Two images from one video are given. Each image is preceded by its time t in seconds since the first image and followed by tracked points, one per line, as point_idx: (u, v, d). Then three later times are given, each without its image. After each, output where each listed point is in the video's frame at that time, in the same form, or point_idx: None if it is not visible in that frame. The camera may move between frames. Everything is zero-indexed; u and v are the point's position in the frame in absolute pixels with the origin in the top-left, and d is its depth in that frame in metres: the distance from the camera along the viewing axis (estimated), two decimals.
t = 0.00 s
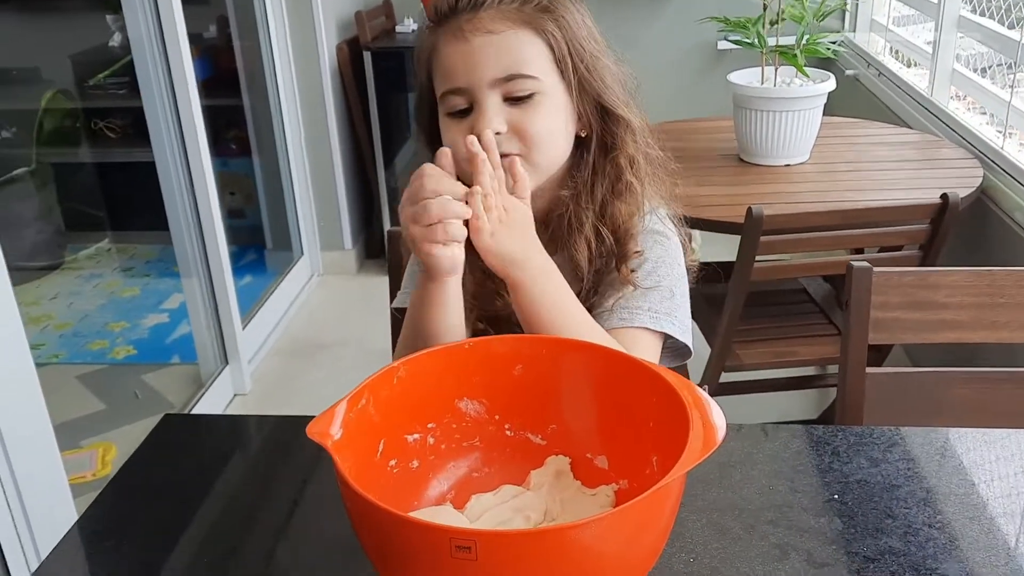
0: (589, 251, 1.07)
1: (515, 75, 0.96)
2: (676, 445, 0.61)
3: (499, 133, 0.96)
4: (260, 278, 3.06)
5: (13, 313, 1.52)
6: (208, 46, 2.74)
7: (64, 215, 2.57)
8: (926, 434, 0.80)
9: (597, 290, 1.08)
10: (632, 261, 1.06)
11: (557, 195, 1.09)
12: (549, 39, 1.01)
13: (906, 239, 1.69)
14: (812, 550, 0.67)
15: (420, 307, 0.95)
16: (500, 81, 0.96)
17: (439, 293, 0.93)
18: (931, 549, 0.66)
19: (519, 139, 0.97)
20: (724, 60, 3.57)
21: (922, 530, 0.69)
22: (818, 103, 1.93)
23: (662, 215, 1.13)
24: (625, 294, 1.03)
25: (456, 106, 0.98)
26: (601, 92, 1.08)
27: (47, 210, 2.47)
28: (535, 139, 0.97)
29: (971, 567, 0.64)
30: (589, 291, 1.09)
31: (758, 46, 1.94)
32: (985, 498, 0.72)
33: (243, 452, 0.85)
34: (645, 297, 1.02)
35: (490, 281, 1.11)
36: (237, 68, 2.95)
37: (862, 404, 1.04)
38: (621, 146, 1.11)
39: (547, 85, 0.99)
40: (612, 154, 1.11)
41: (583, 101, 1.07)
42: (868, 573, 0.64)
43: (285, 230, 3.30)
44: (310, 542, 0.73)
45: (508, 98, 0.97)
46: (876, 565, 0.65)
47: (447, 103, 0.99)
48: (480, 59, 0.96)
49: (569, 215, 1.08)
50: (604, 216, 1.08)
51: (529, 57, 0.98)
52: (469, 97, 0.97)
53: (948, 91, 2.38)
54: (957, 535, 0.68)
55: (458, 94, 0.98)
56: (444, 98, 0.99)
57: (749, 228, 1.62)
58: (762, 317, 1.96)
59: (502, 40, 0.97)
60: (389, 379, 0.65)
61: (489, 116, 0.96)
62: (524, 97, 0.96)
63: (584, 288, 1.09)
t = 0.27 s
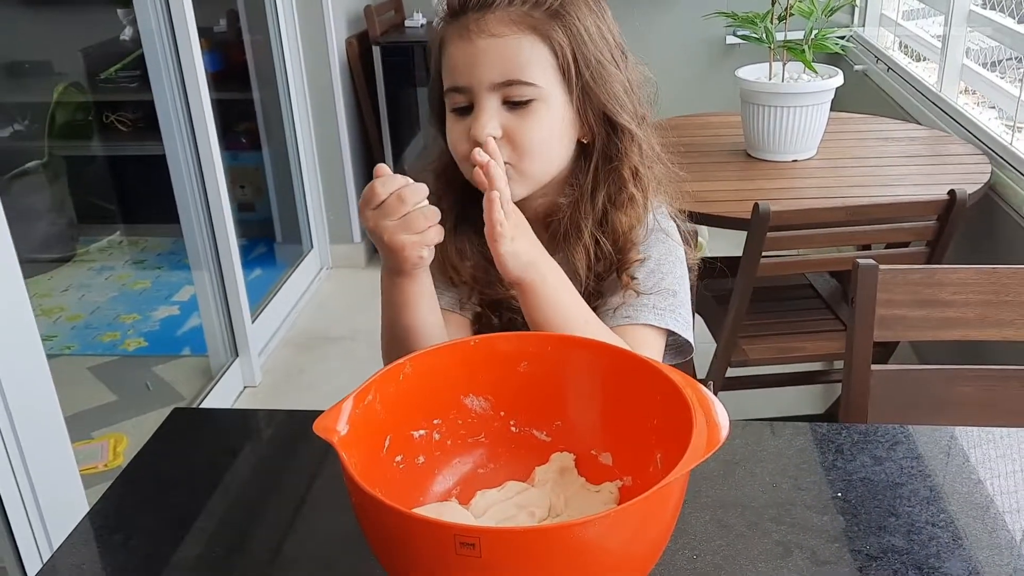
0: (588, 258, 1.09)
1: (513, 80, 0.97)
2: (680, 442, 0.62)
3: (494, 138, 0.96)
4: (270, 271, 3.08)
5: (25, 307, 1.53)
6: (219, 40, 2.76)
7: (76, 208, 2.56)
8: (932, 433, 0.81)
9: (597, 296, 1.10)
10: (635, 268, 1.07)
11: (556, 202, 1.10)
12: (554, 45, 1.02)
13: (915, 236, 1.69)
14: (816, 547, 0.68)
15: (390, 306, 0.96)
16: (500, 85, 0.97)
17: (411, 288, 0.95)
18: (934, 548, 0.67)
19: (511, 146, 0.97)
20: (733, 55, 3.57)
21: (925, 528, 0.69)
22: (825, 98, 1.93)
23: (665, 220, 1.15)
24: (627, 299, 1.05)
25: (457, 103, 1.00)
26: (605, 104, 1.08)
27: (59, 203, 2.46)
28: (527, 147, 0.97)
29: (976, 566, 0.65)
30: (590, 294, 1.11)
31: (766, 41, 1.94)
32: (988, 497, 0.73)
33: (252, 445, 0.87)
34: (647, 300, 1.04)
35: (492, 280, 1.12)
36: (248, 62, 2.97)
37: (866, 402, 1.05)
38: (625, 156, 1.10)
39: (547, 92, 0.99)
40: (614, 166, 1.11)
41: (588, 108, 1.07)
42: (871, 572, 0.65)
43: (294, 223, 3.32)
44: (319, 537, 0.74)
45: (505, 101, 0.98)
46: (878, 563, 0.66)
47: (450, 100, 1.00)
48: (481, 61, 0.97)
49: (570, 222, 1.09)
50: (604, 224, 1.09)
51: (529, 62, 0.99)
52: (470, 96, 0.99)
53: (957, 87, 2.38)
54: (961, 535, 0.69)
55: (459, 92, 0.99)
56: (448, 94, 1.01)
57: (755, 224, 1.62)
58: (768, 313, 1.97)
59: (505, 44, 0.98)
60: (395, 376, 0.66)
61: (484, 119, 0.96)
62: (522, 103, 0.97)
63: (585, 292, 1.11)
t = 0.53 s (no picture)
0: (589, 267, 1.09)
1: (532, 83, 0.97)
2: (687, 442, 0.61)
3: (507, 139, 0.96)
4: (277, 265, 3.08)
5: (33, 300, 1.54)
6: (226, 33, 2.75)
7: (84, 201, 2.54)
8: (943, 433, 0.80)
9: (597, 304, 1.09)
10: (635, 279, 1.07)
11: (559, 208, 1.10)
12: (573, 48, 1.01)
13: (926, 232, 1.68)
14: (824, 549, 0.67)
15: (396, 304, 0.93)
16: (518, 87, 0.97)
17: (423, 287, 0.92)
18: (944, 550, 0.67)
19: (524, 151, 0.97)
20: (742, 48, 3.54)
21: (935, 530, 0.69)
22: (834, 93, 1.91)
23: (670, 227, 1.15)
24: (628, 308, 1.04)
25: (470, 101, 0.99)
26: (618, 112, 1.08)
27: (67, 195, 2.43)
28: (541, 150, 0.97)
29: (986, 569, 0.65)
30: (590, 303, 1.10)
31: (776, 35, 1.92)
32: (998, 499, 0.72)
33: (258, 441, 0.87)
34: (648, 309, 1.03)
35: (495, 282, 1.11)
36: (255, 54, 2.96)
37: (876, 400, 1.04)
38: (635, 165, 1.11)
39: (564, 96, 0.99)
40: (621, 176, 1.11)
41: (602, 114, 1.07)
42: (879, 573, 0.65)
43: (302, 216, 3.32)
44: (324, 535, 0.74)
45: (522, 103, 0.97)
46: (887, 565, 0.65)
47: (463, 97, 0.99)
48: (500, 61, 0.96)
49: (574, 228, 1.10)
50: (608, 234, 1.09)
51: (549, 65, 0.98)
52: (485, 95, 0.98)
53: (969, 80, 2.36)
54: (972, 537, 0.68)
55: (474, 90, 0.98)
56: (461, 90, 1.00)
57: (764, 219, 1.61)
58: (777, 308, 1.96)
59: (528, 45, 0.97)
60: (400, 375, 0.66)
61: (500, 120, 0.96)
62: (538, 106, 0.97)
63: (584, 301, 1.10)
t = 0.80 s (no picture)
0: (600, 265, 1.11)
1: (564, 91, 0.97)
2: (692, 448, 0.62)
3: (542, 148, 0.96)
4: (286, 266, 3.10)
5: (46, 302, 1.56)
6: (236, 36, 2.77)
7: (94, 201, 2.61)
8: (947, 440, 0.81)
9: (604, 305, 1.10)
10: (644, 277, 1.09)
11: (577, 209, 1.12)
12: (595, 54, 1.02)
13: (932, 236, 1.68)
14: (827, 555, 0.68)
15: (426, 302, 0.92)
16: (550, 94, 0.97)
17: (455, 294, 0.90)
18: (945, 557, 0.67)
19: (558, 159, 0.97)
20: (749, 50, 3.55)
21: (937, 537, 0.70)
22: (840, 96, 1.91)
23: (674, 233, 1.18)
24: (637, 305, 1.06)
25: (496, 110, 0.98)
26: (632, 114, 1.09)
27: (78, 197, 2.48)
28: (573, 158, 0.98)
29: None
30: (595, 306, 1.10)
31: (782, 38, 1.93)
32: (1000, 506, 0.73)
33: (267, 445, 0.88)
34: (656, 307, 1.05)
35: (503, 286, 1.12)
36: (264, 57, 2.99)
37: (881, 404, 1.04)
38: (644, 166, 1.13)
39: (590, 103, 0.99)
40: (635, 177, 1.13)
41: (616, 117, 1.08)
42: None
43: (311, 218, 3.34)
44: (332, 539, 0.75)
45: (552, 110, 0.97)
46: (890, 572, 0.66)
47: (487, 105, 0.98)
48: (530, 71, 0.96)
49: (588, 229, 1.12)
50: (620, 231, 1.11)
51: (578, 73, 0.98)
52: (513, 104, 0.97)
53: (976, 83, 2.36)
54: (973, 544, 0.69)
55: (501, 98, 0.97)
56: (482, 100, 0.99)
57: (770, 223, 1.62)
58: (783, 311, 1.96)
59: (557, 53, 0.98)
60: (407, 382, 0.67)
61: (535, 130, 0.96)
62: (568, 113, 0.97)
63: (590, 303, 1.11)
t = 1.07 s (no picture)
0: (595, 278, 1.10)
1: (566, 107, 0.98)
2: (685, 474, 0.62)
3: (546, 164, 0.97)
4: (286, 276, 3.11)
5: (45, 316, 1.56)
6: (238, 47, 2.78)
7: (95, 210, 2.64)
8: (941, 463, 0.81)
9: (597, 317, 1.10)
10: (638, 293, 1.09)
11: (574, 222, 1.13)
12: (595, 72, 1.03)
13: (930, 251, 1.69)
14: None
15: (435, 313, 0.94)
16: (553, 111, 0.98)
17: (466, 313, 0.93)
18: None
19: (561, 174, 0.98)
20: (749, 63, 3.56)
21: (930, 562, 0.70)
22: (839, 111, 1.92)
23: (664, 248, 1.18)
24: (632, 319, 1.07)
25: (498, 126, 0.99)
26: (626, 127, 1.11)
27: (79, 206, 2.54)
28: (574, 173, 0.99)
29: None
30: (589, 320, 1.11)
31: (781, 54, 1.94)
32: (993, 532, 0.73)
33: (262, 465, 0.88)
34: (650, 322, 1.06)
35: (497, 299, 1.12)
36: (266, 68, 3.00)
37: (877, 424, 1.05)
38: (637, 180, 1.14)
39: (590, 120, 1.01)
40: (627, 191, 1.14)
41: (614, 131, 1.09)
42: None
43: (311, 228, 3.34)
44: (326, 561, 0.75)
45: (554, 127, 0.98)
46: None
47: (490, 122, 0.99)
48: (534, 90, 0.98)
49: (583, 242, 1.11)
50: (616, 243, 1.11)
51: (579, 91, 1.00)
52: (517, 121, 0.98)
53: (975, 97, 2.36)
54: (965, 569, 0.69)
55: (504, 116, 0.99)
56: (484, 116, 1.00)
57: (767, 238, 1.62)
58: (782, 325, 1.96)
59: (559, 72, 0.99)
60: (402, 406, 0.67)
61: (539, 145, 0.97)
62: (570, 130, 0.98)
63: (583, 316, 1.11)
